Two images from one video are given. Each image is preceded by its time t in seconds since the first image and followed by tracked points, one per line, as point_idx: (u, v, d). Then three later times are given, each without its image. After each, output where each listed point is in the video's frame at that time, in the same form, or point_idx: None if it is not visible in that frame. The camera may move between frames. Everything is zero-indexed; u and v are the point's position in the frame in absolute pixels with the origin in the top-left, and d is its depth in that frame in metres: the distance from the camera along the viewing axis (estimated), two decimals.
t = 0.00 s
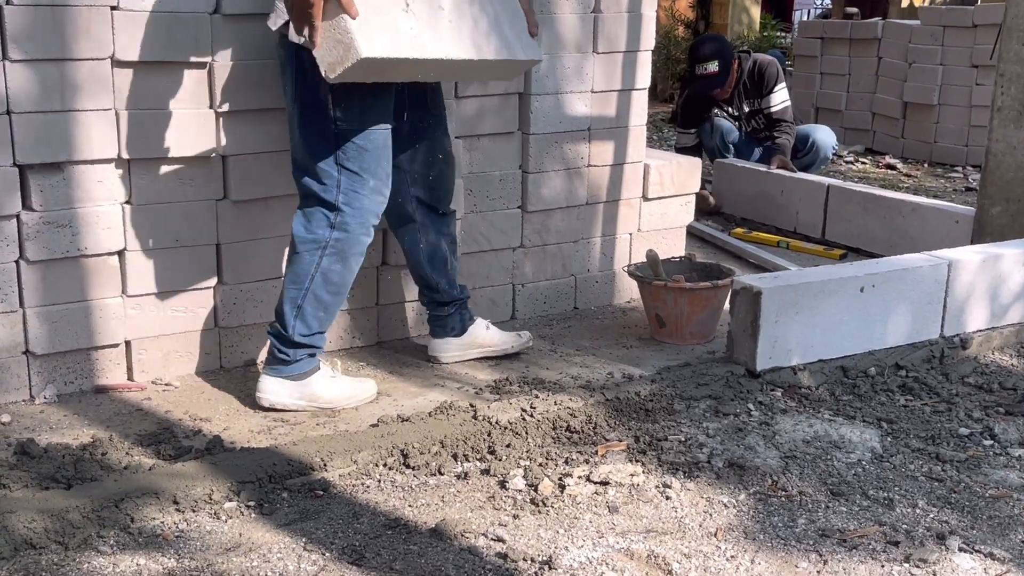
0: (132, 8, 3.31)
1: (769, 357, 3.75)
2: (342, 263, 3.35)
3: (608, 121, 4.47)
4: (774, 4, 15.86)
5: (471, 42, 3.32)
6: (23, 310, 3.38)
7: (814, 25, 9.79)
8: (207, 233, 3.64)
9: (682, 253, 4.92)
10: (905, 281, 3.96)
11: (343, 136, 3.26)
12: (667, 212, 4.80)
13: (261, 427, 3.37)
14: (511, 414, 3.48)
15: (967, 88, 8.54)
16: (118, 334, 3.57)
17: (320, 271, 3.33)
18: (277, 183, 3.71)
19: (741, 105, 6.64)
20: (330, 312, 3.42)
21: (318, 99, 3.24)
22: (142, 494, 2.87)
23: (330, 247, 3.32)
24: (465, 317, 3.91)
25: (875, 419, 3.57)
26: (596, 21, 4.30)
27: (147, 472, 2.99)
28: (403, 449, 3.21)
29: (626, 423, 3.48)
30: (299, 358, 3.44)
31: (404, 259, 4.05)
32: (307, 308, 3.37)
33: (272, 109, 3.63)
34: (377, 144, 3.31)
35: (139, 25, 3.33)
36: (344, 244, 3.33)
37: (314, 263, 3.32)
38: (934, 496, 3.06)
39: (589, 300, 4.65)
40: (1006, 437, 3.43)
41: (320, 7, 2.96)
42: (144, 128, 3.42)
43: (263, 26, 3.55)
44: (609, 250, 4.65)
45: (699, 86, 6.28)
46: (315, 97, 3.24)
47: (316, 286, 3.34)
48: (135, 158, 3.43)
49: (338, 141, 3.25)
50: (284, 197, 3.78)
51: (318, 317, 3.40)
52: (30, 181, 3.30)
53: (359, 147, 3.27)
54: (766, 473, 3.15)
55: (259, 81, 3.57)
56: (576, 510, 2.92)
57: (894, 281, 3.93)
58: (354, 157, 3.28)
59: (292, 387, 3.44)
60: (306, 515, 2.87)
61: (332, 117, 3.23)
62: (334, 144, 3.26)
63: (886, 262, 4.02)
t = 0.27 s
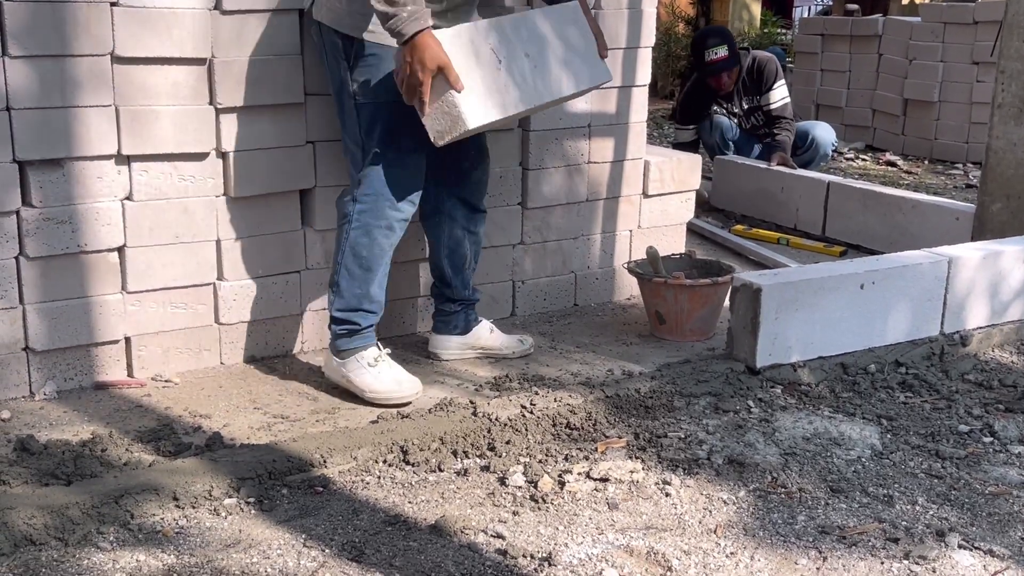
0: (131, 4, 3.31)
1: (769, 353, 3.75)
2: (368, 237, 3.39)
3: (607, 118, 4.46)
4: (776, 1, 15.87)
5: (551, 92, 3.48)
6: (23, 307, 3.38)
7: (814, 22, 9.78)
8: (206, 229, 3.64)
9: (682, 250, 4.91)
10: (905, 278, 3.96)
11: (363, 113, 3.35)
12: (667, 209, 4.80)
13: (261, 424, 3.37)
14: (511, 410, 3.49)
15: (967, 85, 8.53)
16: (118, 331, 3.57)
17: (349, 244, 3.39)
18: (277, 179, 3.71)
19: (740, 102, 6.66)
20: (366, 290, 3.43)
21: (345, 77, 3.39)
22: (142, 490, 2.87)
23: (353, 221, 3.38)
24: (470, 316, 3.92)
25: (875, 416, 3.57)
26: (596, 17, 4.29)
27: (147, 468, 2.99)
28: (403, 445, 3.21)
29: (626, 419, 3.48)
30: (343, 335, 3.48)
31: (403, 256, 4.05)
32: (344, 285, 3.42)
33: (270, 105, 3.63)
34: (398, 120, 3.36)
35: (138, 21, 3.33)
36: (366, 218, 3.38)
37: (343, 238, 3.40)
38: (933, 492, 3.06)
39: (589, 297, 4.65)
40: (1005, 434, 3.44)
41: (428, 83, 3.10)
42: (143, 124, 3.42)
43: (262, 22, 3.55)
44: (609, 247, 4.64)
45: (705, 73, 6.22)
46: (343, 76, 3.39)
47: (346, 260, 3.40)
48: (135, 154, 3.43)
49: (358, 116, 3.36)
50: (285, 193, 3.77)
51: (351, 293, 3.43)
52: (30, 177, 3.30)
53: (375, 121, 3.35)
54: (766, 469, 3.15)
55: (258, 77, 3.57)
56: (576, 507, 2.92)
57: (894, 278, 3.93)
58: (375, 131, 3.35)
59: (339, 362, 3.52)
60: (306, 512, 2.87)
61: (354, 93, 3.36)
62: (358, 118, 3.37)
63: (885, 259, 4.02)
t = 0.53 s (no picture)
0: None
1: (769, 350, 3.74)
2: (425, 248, 3.39)
3: (608, 114, 4.45)
4: None
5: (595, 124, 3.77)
6: (23, 303, 3.38)
7: (815, 19, 9.77)
8: (206, 225, 3.64)
9: (682, 247, 4.91)
10: (905, 275, 3.95)
11: (394, 132, 3.27)
12: (667, 206, 4.80)
13: (261, 420, 3.37)
14: (511, 407, 3.49)
15: (968, 82, 8.53)
16: (118, 327, 3.56)
17: (404, 262, 3.40)
18: (277, 176, 3.70)
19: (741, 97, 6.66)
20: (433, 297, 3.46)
21: (353, 100, 3.26)
22: (142, 486, 2.87)
23: (409, 237, 3.37)
24: (465, 309, 3.91)
25: (875, 413, 3.57)
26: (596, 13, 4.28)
27: (147, 465, 2.99)
28: (403, 442, 3.21)
29: (626, 416, 3.48)
30: (425, 349, 3.52)
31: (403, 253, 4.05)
32: (410, 299, 3.43)
33: (270, 101, 3.62)
34: (420, 128, 3.27)
35: (138, 17, 3.32)
36: (418, 230, 3.37)
37: (400, 259, 3.39)
38: (933, 489, 3.06)
39: (589, 293, 4.65)
40: (1005, 431, 3.44)
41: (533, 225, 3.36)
42: (143, 121, 3.41)
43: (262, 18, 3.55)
44: (609, 244, 4.64)
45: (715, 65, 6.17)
46: (353, 96, 3.27)
47: (410, 277, 3.41)
48: (134, 150, 3.43)
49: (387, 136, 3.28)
50: (285, 189, 3.76)
51: (417, 307, 3.45)
52: (30, 173, 3.29)
53: (406, 136, 3.27)
54: (766, 466, 3.15)
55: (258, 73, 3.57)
56: (576, 503, 2.92)
57: (894, 276, 3.92)
58: (403, 146, 3.28)
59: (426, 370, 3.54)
60: (306, 508, 2.87)
61: (371, 115, 3.25)
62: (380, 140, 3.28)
63: (886, 256, 4.02)
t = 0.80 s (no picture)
0: None
1: (769, 351, 3.74)
2: (475, 252, 3.42)
3: (608, 115, 4.44)
4: None
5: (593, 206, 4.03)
6: (22, 302, 3.38)
7: (814, 19, 9.78)
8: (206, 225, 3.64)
9: (682, 248, 4.91)
10: (905, 276, 3.95)
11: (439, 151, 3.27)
12: (667, 206, 4.80)
13: (260, 420, 3.37)
14: (511, 407, 3.49)
15: (968, 82, 8.53)
16: (118, 326, 3.56)
17: (454, 270, 3.41)
18: (278, 175, 3.70)
19: (742, 98, 6.66)
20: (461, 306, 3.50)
21: (395, 131, 3.24)
22: (142, 486, 2.86)
23: (462, 244, 3.38)
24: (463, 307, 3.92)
25: (874, 413, 3.57)
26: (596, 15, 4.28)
27: (147, 464, 2.99)
28: (402, 442, 3.21)
29: (626, 416, 3.48)
30: (437, 349, 3.53)
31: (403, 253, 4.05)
32: (443, 306, 3.47)
33: (272, 100, 3.62)
34: (466, 141, 3.30)
35: (138, 17, 3.32)
36: (472, 236, 3.39)
37: (447, 266, 3.40)
38: (933, 490, 3.06)
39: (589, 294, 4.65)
40: (1005, 432, 3.44)
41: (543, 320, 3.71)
42: (143, 120, 3.41)
43: (261, 18, 3.55)
44: (609, 244, 4.64)
45: (718, 64, 6.17)
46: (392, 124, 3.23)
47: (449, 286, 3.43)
48: (134, 150, 3.43)
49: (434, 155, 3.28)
50: (285, 189, 3.77)
51: (450, 315, 3.49)
52: (30, 173, 3.29)
53: (454, 153, 3.28)
54: (765, 466, 3.15)
55: (260, 73, 3.57)
56: (575, 503, 2.92)
57: (894, 276, 3.92)
58: (453, 161, 3.29)
59: (427, 369, 3.55)
60: (306, 508, 2.87)
61: (419, 139, 3.25)
62: (428, 160, 3.28)
63: (885, 256, 4.02)
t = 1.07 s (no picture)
0: (132, 4, 3.32)
1: (769, 355, 3.74)
2: (480, 255, 3.43)
3: (608, 119, 4.44)
4: (777, 3, 15.89)
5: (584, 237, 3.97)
6: (22, 306, 3.38)
7: (814, 24, 9.79)
8: (206, 229, 3.64)
9: (682, 252, 4.92)
10: (905, 280, 3.95)
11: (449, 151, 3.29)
12: (667, 211, 4.80)
13: (260, 424, 3.37)
14: (511, 412, 3.49)
15: (967, 87, 8.53)
16: (118, 331, 3.56)
17: (458, 271, 3.42)
18: (278, 179, 3.71)
19: (741, 103, 6.66)
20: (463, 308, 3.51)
21: (407, 128, 3.26)
22: (141, 490, 2.86)
23: (467, 245, 3.40)
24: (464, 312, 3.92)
25: (874, 418, 3.57)
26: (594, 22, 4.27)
27: (146, 469, 2.99)
28: (402, 446, 3.21)
29: (626, 420, 3.48)
30: (438, 352, 3.53)
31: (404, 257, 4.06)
32: (445, 307, 3.47)
33: (273, 105, 3.63)
34: (476, 143, 3.32)
35: (138, 22, 3.33)
36: (478, 237, 3.41)
37: (450, 267, 3.41)
38: (933, 494, 3.06)
39: (589, 298, 4.65)
40: (1005, 436, 3.43)
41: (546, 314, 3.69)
42: (143, 125, 3.42)
43: (262, 22, 3.55)
44: (609, 248, 4.64)
45: (714, 72, 6.16)
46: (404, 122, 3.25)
47: (451, 288, 3.44)
48: (134, 154, 3.43)
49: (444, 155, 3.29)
50: (285, 193, 3.77)
51: (452, 317, 3.49)
52: (30, 177, 3.30)
53: (463, 154, 3.30)
54: (765, 471, 3.15)
55: (261, 77, 3.57)
56: (575, 508, 2.92)
57: (894, 281, 3.93)
58: (462, 162, 3.31)
59: (426, 374, 3.55)
60: (305, 513, 2.87)
61: (430, 139, 3.27)
62: (438, 159, 3.30)
63: (885, 261, 4.02)
